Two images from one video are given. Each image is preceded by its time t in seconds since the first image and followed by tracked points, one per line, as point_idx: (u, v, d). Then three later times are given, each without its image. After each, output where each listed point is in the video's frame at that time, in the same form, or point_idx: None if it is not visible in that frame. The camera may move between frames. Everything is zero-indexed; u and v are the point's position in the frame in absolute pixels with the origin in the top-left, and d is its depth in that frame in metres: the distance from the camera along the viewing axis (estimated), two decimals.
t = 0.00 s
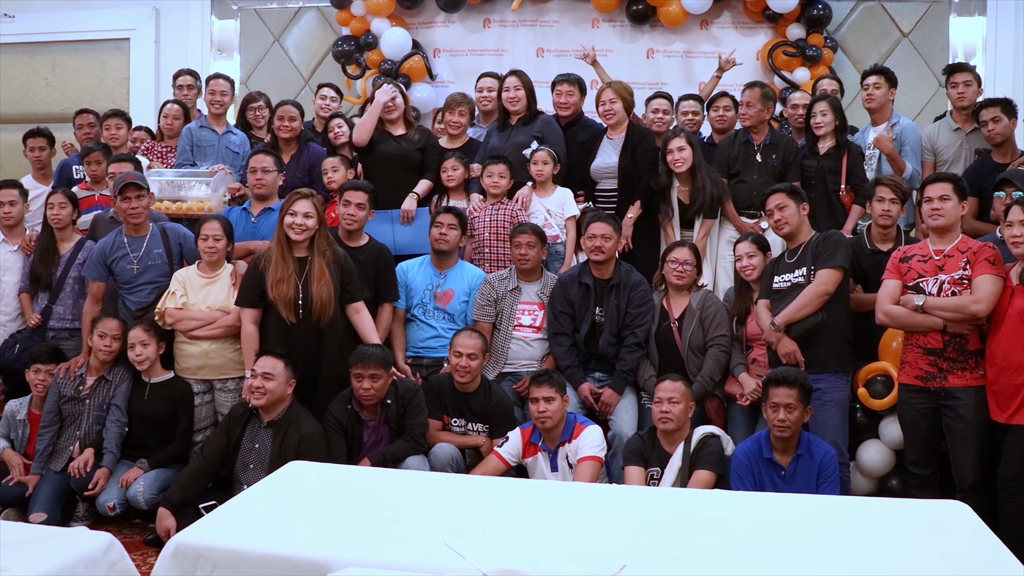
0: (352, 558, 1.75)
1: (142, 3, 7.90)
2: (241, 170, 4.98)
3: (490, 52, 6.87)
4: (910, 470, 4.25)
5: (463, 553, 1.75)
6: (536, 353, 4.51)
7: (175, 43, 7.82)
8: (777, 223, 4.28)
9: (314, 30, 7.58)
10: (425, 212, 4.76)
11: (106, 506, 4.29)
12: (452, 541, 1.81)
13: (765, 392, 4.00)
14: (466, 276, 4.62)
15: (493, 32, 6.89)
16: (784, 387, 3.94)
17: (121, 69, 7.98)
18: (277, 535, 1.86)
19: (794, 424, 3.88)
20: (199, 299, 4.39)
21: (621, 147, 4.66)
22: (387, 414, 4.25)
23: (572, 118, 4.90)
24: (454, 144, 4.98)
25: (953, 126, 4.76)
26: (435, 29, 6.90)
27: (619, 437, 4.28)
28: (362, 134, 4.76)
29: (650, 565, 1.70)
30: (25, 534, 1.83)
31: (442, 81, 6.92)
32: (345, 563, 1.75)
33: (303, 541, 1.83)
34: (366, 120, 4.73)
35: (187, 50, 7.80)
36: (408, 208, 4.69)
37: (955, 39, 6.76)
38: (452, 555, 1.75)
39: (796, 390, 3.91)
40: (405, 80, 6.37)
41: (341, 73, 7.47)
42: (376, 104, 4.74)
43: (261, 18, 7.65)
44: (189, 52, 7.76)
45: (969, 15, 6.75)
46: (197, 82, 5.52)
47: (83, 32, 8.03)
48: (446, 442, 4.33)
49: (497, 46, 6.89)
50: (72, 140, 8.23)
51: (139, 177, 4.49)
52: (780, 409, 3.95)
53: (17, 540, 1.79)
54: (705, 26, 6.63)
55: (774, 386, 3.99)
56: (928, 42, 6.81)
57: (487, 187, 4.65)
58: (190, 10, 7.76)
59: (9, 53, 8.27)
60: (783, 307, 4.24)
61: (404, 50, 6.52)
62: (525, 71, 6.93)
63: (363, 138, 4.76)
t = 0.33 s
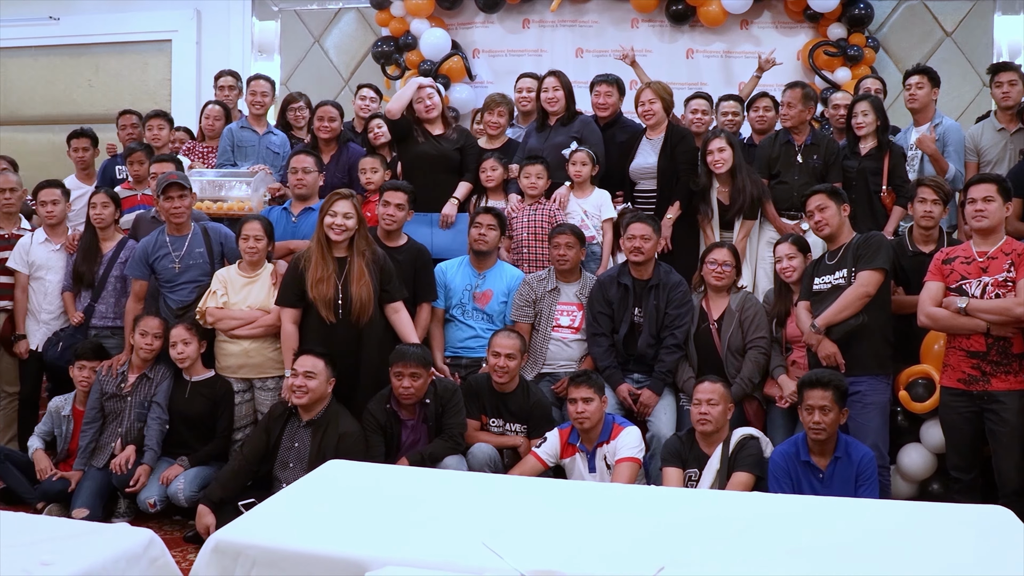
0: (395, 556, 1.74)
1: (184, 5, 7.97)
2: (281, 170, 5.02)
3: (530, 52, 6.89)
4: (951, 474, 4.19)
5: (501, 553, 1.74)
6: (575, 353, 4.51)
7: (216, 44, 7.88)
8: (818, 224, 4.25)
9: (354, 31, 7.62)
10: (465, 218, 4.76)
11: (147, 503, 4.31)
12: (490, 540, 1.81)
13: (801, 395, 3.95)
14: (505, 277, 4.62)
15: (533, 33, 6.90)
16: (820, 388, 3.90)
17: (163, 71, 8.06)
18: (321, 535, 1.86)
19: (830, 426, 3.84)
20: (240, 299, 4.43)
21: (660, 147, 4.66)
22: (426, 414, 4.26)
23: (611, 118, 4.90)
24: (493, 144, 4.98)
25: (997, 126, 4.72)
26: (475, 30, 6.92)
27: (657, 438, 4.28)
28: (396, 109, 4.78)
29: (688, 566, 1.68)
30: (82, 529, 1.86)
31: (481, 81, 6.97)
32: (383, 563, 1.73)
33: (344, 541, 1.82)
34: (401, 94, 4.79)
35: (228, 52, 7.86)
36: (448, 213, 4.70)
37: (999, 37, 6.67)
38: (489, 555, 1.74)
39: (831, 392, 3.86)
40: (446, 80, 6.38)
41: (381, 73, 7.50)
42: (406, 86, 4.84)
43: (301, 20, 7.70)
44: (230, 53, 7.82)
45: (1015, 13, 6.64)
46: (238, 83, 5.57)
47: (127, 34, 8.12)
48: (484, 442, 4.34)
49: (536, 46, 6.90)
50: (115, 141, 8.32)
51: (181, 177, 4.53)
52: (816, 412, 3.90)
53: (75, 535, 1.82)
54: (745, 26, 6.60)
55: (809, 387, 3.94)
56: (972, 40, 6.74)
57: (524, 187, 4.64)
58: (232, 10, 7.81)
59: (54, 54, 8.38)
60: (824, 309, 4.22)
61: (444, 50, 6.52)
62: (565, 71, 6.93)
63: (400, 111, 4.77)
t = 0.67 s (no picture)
0: (435, 554, 1.75)
1: (222, 7, 8.03)
2: (318, 171, 5.05)
3: (566, 53, 6.87)
4: (992, 476, 4.15)
5: (539, 554, 1.74)
6: (611, 354, 4.51)
7: (253, 46, 7.94)
8: (856, 224, 4.22)
9: (390, 32, 7.64)
10: (501, 219, 4.76)
11: (186, 501, 4.34)
12: (528, 541, 1.81)
13: (839, 396, 3.91)
14: (541, 278, 4.63)
15: (569, 33, 6.87)
16: (857, 390, 3.87)
17: (200, 73, 8.12)
18: (364, 535, 1.87)
19: (867, 428, 3.81)
20: (277, 299, 4.46)
21: (696, 147, 4.64)
22: (462, 414, 4.28)
23: (646, 118, 4.90)
24: (529, 144, 4.97)
25: None
26: (511, 31, 6.92)
27: (694, 439, 4.26)
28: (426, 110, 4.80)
29: (728, 568, 1.68)
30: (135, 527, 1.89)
31: (517, 82, 6.96)
32: (419, 562, 1.75)
33: (384, 540, 1.84)
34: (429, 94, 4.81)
35: (265, 53, 7.91)
36: (483, 215, 4.70)
37: None
38: (527, 556, 1.74)
39: (869, 394, 3.83)
40: (482, 81, 6.39)
41: (417, 74, 7.52)
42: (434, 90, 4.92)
43: (337, 21, 7.74)
44: (267, 55, 7.88)
45: None
46: (275, 84, 5.61)
47: (166, 37, 8.20)
48: (521, 442, 4.35)
49: (572, 46, 6.87)
50: (153, 142, 8.40)
51: (220, 178, 4.57)
52: (853, 412, 3.87)
53: (128, 532, 1.86)
54: (782, 25, 6.57)
55: (847, 390, 3.91)
56: (1013, 37, 6.67)
57: (558, 188, 4.65)
58: (269, 13, 7.86)
59: (94, 57, 8.46)
60: (862, 309, 4.19)
61: (480, 51, 6.54)
62: (600, 72, 6.93)
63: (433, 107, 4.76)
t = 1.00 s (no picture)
0: (475, 554, 1.76)
1: (260, 11, 8.10)
2: (356, 172, 5.08)
3: (603, 53, 6.88)
4: None
5: (579, 555, 1.74)
6: (649, 355, 4.51)
7: (292, 50, 8.01)
8: (897, 224, 4.18)
9: (427, 34, 7.64)
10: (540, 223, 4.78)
11: (226, 500, 4.38)
12: (567, 542, 1.81)
13: (885, 398, 3.87)
14: (579, 278, 4.63)
15: (606, 33, 6.88)
16: (904, 392, 3.82)
17: (240, 76, 8.20)
18: (405, 534, 1.89)
19: (914, 430, 3.76)
20: (316, 299, 4.48)
21: (734, 147, 4.62)
22: (500, 414, 4.28)
23: (684, 118, 4.88)
24: (566, 145, 4.98)
25: None
26: (548, 31, 6.95)
27: (733, 440, 4.24)
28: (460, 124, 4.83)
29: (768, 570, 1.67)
30: (181, 527, 1.95)
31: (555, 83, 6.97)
32: (457, 562, 1.76)
33: (424, 540, 1.85)
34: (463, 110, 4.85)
35: (303, 56, 7.97)
36: (523, 218, 4.72)
37: None
38: (566, 556, 1.74)
39: (917, 396, 3.79)
40: (519, 81, 6.40)
41: (454, 76, 7.53)
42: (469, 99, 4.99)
43: (375, 23, 7.77)
44: (305, 57, 7.95)
45: None
46: (313, 86, 5.64)
47: (205, 40, 8.28)
48: (559, 442, 4.34)
49: (610, 46, 6.89)
50: (193, 144, 8.48)
51: (258, 179, 4.59)
52: (900, 414, 3.81)
53: (171, 531, 1.92)
54: (821, 23, 6.53)
55: (894, 391, 3.86)
56: None
57: (595, 190, 4.66)
58: (307, 15, 7.92)
59: (134, 61, 8.55)
60: (903, 310, 4.15)
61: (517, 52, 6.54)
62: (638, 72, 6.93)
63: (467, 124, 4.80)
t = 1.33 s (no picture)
0: (513, 555, 1.89)
1: (302, 12, 8.16)
2: (397, 172, 5.12)
3: (643, 52, 6.88)
4: None
5: (617, 554, 1.89)
6: (690, 355, 4.51)
7: (333, 52, 8.07)
8: (941, 224, 4.13)
9: (468, 34, 7.63)
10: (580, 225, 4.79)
11: (267, 498, 4.40)
12: (604, 541, 1.96)
13: (938, 399, 3.85)
14: (620, 279, 4.63)
15: (646, 32, 6.88)
16: (959, 395, 3.80)
17: (281, 78, 8.27)
18: (449, 537, 2.01)
19: (966, 434, 3.73)
20: (357, 300, 4.50)
21: (776, 147, 4.60)
22: (540, 414, 4.28)
23: (725, 118, 4.86)
24: (607, 145, 4.99)
25: None
26: (588, 31, 6.94)
27: (775, 441, 4.22)
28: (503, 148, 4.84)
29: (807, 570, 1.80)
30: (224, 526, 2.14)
31: (595, 82, 6.98)
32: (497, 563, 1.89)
33: (467, 542, 1.98)
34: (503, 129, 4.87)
35: (344, 57, 8.02)
36: (563, 220, 4.73)
37: None
38: (604, 554, 1.89)
39: (974, 400, 3.76)
40: (559, 82, 6.40)
41: (495, 75, 7.52)
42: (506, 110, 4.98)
43: (415, 23, 7.77)
44: (346, 58, 8.00)
45: None
46: (354, 86, 5.68)
47: (247, 41, 8.34)
48: (599, 442, 4.34)
49: (650, 46, 6.89)
50: (234, 145, 8.55)
51: (298, 180, 4.61)
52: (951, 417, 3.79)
53: (216, 534, 2.10)
54: (863, 21, 6.48)
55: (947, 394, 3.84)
56: None
57: (636, 191, 4.66)
58: (348, 15, 7.97)
59: (177, 63, 8.64)
60: (947, 310, 4.11)
61: (558, 51, 6.56)
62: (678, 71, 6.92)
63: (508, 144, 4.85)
